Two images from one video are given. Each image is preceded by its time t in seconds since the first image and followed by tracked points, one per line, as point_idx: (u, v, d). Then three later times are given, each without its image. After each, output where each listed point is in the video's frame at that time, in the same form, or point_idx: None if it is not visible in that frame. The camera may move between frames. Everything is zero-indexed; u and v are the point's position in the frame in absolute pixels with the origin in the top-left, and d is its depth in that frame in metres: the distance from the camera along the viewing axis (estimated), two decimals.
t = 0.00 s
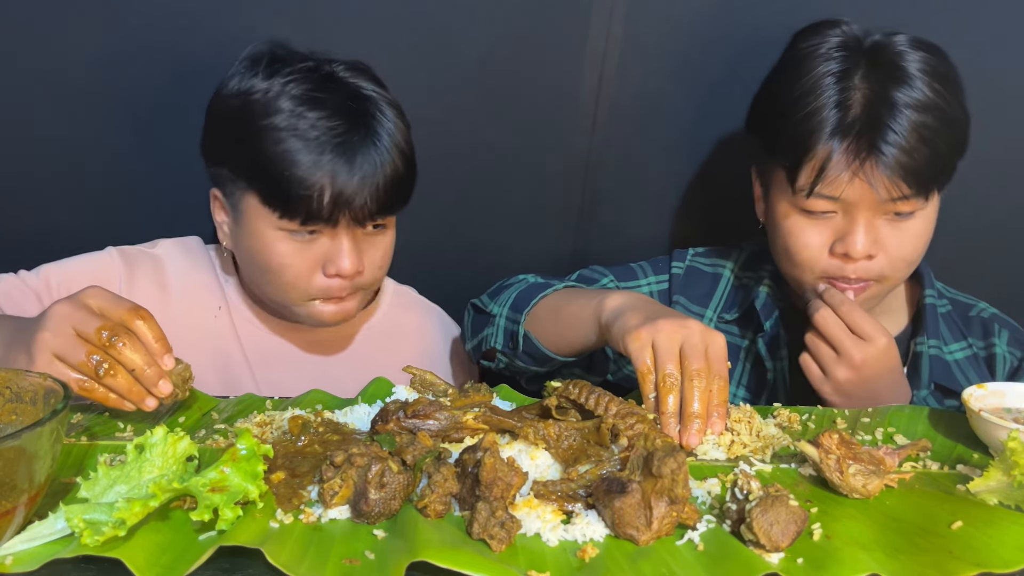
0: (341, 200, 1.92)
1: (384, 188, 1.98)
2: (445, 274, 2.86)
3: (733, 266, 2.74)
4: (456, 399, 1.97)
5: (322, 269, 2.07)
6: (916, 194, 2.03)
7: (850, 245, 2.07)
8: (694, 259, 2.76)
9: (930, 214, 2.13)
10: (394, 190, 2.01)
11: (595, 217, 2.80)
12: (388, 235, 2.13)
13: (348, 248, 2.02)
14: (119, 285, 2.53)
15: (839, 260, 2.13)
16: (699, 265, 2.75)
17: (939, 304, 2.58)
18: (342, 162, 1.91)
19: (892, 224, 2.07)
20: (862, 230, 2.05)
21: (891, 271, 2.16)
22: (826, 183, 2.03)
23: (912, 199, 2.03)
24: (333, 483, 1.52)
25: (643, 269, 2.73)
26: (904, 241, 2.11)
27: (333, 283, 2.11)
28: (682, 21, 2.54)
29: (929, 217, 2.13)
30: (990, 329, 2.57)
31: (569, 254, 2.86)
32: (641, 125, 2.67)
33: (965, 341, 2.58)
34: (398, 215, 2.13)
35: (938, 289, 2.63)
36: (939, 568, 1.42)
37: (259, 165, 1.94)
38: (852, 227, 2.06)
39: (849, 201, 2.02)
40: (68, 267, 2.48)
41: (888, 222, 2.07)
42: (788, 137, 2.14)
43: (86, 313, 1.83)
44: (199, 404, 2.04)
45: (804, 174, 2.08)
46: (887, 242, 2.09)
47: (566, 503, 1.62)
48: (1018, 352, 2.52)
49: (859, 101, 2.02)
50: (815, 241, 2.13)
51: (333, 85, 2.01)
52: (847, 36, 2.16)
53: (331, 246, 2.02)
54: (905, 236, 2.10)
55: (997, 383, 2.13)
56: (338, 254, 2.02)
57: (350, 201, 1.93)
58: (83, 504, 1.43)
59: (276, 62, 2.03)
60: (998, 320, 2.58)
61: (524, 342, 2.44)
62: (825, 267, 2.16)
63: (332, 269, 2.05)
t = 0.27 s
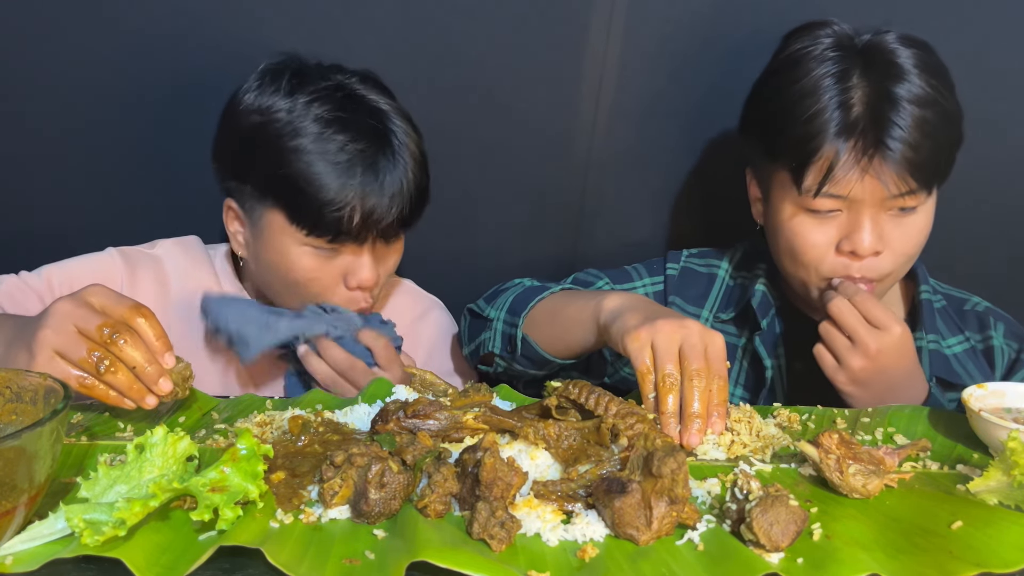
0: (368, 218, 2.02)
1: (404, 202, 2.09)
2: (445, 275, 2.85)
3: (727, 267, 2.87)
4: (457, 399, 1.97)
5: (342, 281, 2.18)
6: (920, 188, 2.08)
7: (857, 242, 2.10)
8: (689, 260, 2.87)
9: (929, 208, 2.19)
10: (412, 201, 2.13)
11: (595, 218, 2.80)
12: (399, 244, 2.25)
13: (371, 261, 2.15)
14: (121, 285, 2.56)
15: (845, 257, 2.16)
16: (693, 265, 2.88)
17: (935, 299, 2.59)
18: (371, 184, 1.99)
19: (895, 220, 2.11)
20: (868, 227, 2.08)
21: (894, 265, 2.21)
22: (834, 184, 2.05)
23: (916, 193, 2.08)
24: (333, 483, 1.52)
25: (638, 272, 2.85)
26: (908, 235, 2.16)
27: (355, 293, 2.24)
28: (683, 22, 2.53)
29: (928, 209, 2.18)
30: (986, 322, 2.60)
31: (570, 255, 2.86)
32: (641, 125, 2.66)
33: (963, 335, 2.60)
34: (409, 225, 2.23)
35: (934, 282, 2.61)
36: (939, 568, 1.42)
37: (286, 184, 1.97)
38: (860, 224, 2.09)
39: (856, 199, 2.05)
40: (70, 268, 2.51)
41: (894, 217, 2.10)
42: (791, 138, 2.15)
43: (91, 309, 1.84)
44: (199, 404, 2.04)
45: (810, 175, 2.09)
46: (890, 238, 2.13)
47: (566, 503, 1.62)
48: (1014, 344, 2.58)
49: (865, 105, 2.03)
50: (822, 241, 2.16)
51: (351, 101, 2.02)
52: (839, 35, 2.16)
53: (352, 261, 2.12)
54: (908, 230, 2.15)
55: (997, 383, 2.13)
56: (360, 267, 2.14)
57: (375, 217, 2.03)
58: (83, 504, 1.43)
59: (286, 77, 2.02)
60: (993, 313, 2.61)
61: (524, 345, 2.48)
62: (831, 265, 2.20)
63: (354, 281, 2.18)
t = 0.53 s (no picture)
0: (301, 215, 1.98)
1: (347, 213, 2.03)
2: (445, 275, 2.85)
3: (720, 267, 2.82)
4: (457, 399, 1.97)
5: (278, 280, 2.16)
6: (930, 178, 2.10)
7: (869, 237, 2.11)
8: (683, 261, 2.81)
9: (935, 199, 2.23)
10: (366, 212, 2.07)
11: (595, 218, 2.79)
12: (354, 259, 2.20)
13: (306, 265, 2.11)
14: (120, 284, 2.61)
15: (856, 252, 2.17)
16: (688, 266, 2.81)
17: (930, 295, 2.60)
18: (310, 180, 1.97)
19: (904, 215, 2.13)
20: (882, 221, 2.10)
21: (903, 258, 2.23)
22: (850, 181, 2.05)
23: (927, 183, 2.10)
24: (333, 483, 1.52)
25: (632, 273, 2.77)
26: (917, 227, 2.18)
27: (290, 296, 2.21)
28: (684, 22, 2.53)
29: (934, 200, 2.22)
30: (983, 314, 2.60)
31: (570, 255, 2.86)
32: (642, 125, 2.66)
33: (963, 328, 2.59)
34: (367, 241, 2.18)
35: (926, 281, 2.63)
36: (939, 568, 1.42)
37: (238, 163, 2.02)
38: (876, 218, 2.10)
39: (868, 195, 2.06)
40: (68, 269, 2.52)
41: (907, 209, 2.12)
42: (797, 138, 2.14)
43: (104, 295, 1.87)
44: (199, 404, 2.04)
45: (825, 174, 2.08)
46: (902, 232, 2.15)
47: (566, 503, 1.62)
48: (1015, 333, 2.58)
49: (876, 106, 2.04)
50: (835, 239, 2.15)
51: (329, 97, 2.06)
52: (839, 33, 2.20)
53: (287, 259, 2.11)
54: (917, 222, 2.17)
55: (997, 383, 2.13)
56: (296, 267, 2.11)
57: (307, 215, 2.00)
58: (83, 504, 1.43)
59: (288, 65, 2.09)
60: (988, 304, 2.63)
61: (520, 350, 2.45)
62: (841, 262, 2.20)
63: (288, 282, 2.15)
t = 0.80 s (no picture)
0: (254, 186, 1.95)
1: (302, 192, 1.97)
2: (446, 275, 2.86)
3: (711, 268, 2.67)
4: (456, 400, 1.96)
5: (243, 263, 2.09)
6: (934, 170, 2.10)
7: (878, 235, 2.09)
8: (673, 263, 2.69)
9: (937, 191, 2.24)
10: (324, 201, 2.01)
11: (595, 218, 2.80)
12: (324, 249, 2.12)
13: (268, 247, 2.03)
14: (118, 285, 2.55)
15: (866, 251, 2.15)
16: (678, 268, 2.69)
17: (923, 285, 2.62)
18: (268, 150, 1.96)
19: (907, 209, 2.11)
20: (891, 219, 2.09)
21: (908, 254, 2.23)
22: (861, 181, 2.03)
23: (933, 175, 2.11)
24: (333, 483, 1.52)
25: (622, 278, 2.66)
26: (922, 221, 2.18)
27: (253, 279, 2.11)
28: (684, 22, 2.54)
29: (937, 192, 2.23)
30: (977, 298, 2.63)
31: (571, 256, 2.86)
32: (642, 125, 2.66)
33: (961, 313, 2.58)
34: (338, 232, 2.12)
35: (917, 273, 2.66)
36: (939, 568, 1.42)
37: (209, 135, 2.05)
38: (887, 216, 2.09)
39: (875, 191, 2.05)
40: (68, 268, 2.48)
41: (914, 202, 2.12)
42: (802, 140, 2.13)
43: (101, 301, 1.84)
44: (199, 404, 2.04)
45: (835, 174, 2.06)
46: (910, 227, 2.14)
47: (566, 503, 1.62)
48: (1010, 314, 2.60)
49: (869, 99, 2.05)
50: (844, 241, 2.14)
51: (313, 89, 2.12)
52: (830, 35, 2.24)
53: (251, 238, 2.04)
54: (922, 217, 2.17)
55: (998, 383, 2.12)
56: (257, 250, 2.03)
57: (260, 189, 1.95)
58: (83, 504, 1.43)
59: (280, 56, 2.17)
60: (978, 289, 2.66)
61: (516, 356, 2.40)
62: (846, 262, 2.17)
63: (250, 266, 2.05)
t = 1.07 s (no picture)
0: (256, 174, 1.96)
1: (302, 181, 1.98)
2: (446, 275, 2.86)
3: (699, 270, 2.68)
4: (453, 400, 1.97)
5: (245, 255, 2.08)
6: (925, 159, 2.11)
7: (880, 228, 2.10)
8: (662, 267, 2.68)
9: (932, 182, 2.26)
10: (328, 191, 2.03)
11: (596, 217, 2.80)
12: (329, 242, 2.12)
13: (270, 237, 2.01)
14: (122, 284, 2.57)
15: (869, 244, 2.15)
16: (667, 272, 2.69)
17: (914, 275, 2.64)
18: (270, 138, 1.99)
19: (903, 201, 2.13)
20: (891, 209, 2.09)
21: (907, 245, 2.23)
22: (861, 174, 2.04)
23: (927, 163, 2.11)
24: (333, 483, 1.52)
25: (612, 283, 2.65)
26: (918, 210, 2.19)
27: (255, 271, 2.11)
28: (684, 21, 2.54)
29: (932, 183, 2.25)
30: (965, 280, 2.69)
31: (571, 256, 2.86)
32: (643, 124, 2.66)
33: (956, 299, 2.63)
34: (341, 223, 2.12)
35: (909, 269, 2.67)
36: (939, 568, 1.42)
37: (214, 125, 2.09)
38: (885, 205, 2.09)
39: (872, 185, 2.06)
40: (69, 267, 2.48)
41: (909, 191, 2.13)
42: (799, 137, 2.13)
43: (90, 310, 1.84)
44: (199, 405, 2.04)
45: (836, 168, 2.07)
46: (908, 217, 2.15)
47: (567, 503, 1.62)
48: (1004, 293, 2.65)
49: (865, 90, 2.07)
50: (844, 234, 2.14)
51: (317, 83, 2.15)
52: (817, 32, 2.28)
53: (255, 230, 2.03)
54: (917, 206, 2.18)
55: (997, 383, 2.13)
56: (260, 240, 2.02)
57: (262, 177, 1.97)
58: (83, 504, 1.43)
59: (288, 50, 2.20)
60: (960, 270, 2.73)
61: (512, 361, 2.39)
62: (847, 256, 2.18)
63: (253, 257, 2.04)
